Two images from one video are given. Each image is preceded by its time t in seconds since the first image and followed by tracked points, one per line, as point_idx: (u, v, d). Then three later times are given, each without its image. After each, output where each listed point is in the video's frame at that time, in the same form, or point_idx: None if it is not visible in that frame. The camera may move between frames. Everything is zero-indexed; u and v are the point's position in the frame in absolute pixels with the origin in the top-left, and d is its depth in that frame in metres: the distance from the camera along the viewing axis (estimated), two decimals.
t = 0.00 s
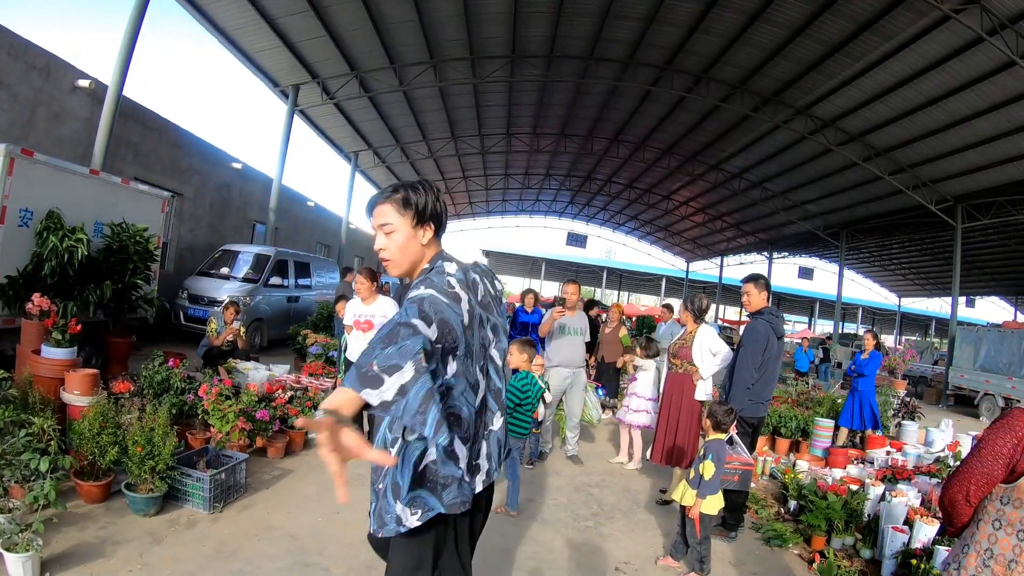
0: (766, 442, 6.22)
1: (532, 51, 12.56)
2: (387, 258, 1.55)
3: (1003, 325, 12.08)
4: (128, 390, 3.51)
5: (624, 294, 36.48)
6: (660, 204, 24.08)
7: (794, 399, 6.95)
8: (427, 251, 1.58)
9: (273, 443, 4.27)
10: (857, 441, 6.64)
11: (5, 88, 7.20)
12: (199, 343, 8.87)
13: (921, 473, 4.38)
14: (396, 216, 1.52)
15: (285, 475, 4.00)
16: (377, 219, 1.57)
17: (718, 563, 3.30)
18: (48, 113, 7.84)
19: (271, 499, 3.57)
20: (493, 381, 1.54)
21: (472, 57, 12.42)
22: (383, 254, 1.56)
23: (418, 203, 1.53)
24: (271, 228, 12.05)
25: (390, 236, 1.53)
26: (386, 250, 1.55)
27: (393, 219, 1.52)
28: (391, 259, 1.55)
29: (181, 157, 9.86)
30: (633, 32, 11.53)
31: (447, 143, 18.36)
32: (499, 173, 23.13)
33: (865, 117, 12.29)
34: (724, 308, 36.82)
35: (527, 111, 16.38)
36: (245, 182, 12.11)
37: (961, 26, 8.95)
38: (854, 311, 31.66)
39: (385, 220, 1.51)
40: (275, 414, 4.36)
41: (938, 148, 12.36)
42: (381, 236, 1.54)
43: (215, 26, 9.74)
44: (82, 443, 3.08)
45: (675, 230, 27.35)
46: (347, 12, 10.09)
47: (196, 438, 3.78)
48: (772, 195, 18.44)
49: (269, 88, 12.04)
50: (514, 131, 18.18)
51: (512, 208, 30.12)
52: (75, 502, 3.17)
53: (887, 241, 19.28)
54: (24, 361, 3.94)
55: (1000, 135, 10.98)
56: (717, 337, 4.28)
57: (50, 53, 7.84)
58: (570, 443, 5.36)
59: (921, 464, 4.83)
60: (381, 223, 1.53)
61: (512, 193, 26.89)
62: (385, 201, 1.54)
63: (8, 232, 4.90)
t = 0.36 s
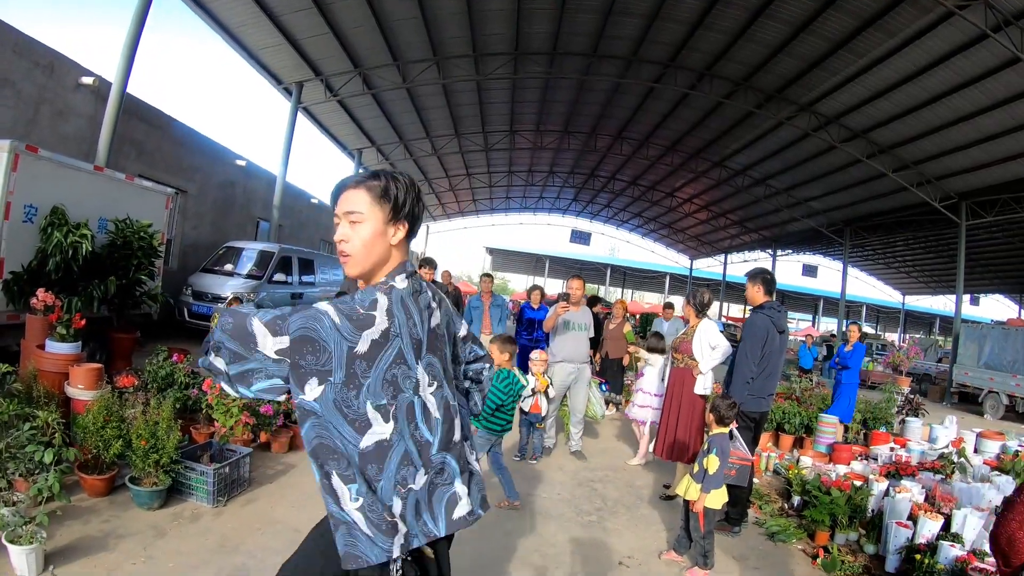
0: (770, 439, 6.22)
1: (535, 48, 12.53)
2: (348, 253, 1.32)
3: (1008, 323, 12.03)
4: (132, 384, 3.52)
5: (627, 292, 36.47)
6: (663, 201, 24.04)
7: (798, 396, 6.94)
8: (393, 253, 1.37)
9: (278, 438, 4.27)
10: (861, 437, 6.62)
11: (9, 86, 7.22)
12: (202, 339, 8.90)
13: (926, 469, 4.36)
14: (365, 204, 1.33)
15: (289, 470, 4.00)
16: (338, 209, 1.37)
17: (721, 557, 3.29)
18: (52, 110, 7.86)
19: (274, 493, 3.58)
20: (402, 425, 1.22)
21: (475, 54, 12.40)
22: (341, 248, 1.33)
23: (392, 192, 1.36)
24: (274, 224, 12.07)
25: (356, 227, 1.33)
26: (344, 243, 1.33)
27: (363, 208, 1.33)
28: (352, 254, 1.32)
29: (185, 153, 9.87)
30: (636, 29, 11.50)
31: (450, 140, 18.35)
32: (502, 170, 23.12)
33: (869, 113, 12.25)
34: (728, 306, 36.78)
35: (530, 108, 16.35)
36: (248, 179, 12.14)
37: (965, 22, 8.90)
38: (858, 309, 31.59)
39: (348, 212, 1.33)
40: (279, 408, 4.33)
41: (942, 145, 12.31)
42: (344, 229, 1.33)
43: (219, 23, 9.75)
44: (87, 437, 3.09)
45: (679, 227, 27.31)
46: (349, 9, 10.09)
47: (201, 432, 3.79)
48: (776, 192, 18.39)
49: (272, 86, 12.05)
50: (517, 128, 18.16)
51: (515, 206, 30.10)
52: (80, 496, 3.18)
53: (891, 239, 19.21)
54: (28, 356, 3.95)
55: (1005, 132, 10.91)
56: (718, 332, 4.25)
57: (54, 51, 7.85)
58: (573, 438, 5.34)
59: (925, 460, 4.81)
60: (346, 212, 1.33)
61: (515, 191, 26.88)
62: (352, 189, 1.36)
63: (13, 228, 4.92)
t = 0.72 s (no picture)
0: (772, 441, 6.31)
1: (542, 52, 12.64)
2: (336, 233, 1.45)
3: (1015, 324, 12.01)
4: (152, 389, 3.66)
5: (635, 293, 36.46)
6: (671, 203, 24.07)
7: (802, 398, 7.01)
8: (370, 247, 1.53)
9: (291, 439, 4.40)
10: (862, 439, 6.70)
11: (25, 96, 7.41)
12: (214, 342, 9.07)
13: (923, 472, 4.47)
14: (352, 188, 1.49)
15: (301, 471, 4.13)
16: (321, 197, 1.50)
17: (719, 556, 3.40)
18: (66, 119, 8.05)
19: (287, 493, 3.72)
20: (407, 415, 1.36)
21: (482, 58, 12.53)
22: (328, 229, 1.45)
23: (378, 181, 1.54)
24: (284, 228, 12.25)
25: (343, 210, 1.47)
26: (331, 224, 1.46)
27: (350, 192, 1.48)
28: (340, 233, 1.44)
29: (197, 160, 10.07)
30: (642, 33, 11.59)
31: (457, 143, 18.49)
32: (509, 173, 23.24)
33: (874, 115, 12.27)
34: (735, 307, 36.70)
35: (537, 111, 16.46)
36: (259, 184, 12.33)
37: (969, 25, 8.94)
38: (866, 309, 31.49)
39: (342, 198, 1.47)
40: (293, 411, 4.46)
41: (947, 146, 12.31)
42: (331, 214, 1.47)
43: (229, 31, 9.94)
44: (111, 440, 3.25)
45: (686, 228, 27.32)
46: (356, 16, 10.26)
47: (218, 435, 3.92)
48: (782, 193, 18.41)
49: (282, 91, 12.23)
50: (525, 131, 18.27)
51: (523, 208, 30.23)
52: (104, 495, 3.33)
53: (899, 239, 19.16)
54: (51, 361, 4.11)
55: (1010, 133, 10.91)
56: (715, 337, 4.35)
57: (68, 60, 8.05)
58: (578, 440, 5.44)
59: (924, 462, 4.89)
60: (336, 196, 1.48)
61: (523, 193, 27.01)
62: (339, 176, 1.51)
63: (32, 237, 5.10)
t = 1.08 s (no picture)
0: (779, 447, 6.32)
1: (553, 59, 12.72)
2: (379, 197, 1.34)
3: None
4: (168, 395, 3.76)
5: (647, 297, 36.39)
6: (683, 206, 24.04)
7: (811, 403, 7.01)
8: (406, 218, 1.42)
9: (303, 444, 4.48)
10: (871, 445, 6.69)
11: (43, 107, 7.61)
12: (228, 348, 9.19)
13: (929, 479, 4.51)
14: (396, 158, 1.40)
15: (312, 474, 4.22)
16: (360, 161, 1.38)
17: (720, 561, 3.45)
18: (83, 129, 8.24)
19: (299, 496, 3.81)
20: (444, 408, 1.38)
21: (493, 65, 12.63)
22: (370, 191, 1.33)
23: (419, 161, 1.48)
24: (298, 234, 12.42)
25: (385, 176, 1.37)
26: (372, 187, 1.34)
27: (394, 160, 1.40)
28: (383, 198, 1.33)
29: (212, 167, 10.25)
30: (652, 38, 11.64)
31: (469, 149, 18.61)
32: (521, 177, 23.33)
33: (885, 119, 12.21)
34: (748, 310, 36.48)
35: (549, 117, 16.55)
36: (273, 190, 12.53)
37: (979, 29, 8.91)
38: (880, 313, 31.21)
39: (386, 161, 1.38)
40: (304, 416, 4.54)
41: (959, 150, 12.22)
42: (372, 177, 1.35)
43: (243, 40, 10.13)
44: (129, 444, 3.36)
45: (698, 232, 27.26)
46: (368, 24, 10.42)
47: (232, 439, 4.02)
48: (794, 197, 18.33)
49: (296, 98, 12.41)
50: (537, 136, 18.36)
51: (536, 212, 30.33)
52: (122, 497, 3.44)
53: (913, 243, 18.99)
54: (71, 368, 4.26)
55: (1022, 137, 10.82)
56: (718, 345, 4.38)
57: (85, 71, 8.26)
58: (586, 446, 5.48)
59: (930, 470, 4.89)
60: (379, 161, 1.38)
61: (535, 197, 27.08)
62: (380, 144, 1.42)
63: (51, 246, 5.26)
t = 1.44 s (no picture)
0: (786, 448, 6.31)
1: (559, 62, 12.78)
2: (404, 170, 1.21)
3: None
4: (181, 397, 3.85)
5: (656, 298, 36.33)
6: (692, 208, 24.00)
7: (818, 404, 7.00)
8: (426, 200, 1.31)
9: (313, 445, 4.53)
10: (878, 446, 6.68)
11: (56, 115, 7.77)
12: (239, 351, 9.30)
13: (933, 479, 4.51)
14: (417, 133, 1.29)
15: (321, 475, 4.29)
16: (380, 133, 1.25)
17: (720, 560, 3.49)
18: (95, 136, 8.39)
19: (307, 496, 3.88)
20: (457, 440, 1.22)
21: (500, 69, 12.72)
22: (393, 162, 1.21)
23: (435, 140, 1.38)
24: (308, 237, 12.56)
25: (408, 150, 1.25)
26: (394, 157, 1.21)
27: (417, 137, 1.29)
28: (408, 171, 1.21)
29: (222, 173, 10.40)
30: (658, 41, 11.67)
31: (478, 152, 18.69)
32: (530, 180, 23.40)
33: (892, 119, 12.16)
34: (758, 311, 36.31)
35: (557, 119, 16.60)
36: (283, 194, 12.69)
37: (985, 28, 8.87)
38: (891, 313, 31.00)
39: (408, 136, 1.27)
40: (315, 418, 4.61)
41: (967, 149, 12.15)
42: (392, 148, 1.23)
43: (253, 47, 10.27)
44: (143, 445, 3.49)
45: (708, 233, 27.20)
46: (376, 30, 10.53)
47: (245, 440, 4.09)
48: (803, 197, 18.26)
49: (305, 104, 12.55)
50: (545, 139, 18.42)
51: (545, 214, 30.41)
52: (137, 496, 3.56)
53: (923, 242, 18.86)
54: (86, 370, 4.39)
55: None
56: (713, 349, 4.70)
57: (97, 79, 8.41)
58: (592, 447, 5.52)
59: (935, 470, 4.89)
60: (401, 133, 1.26)
61: (545, 200, 27.15)
62: (400, 118, 1.31)
63: (66, 252, 5.41)
